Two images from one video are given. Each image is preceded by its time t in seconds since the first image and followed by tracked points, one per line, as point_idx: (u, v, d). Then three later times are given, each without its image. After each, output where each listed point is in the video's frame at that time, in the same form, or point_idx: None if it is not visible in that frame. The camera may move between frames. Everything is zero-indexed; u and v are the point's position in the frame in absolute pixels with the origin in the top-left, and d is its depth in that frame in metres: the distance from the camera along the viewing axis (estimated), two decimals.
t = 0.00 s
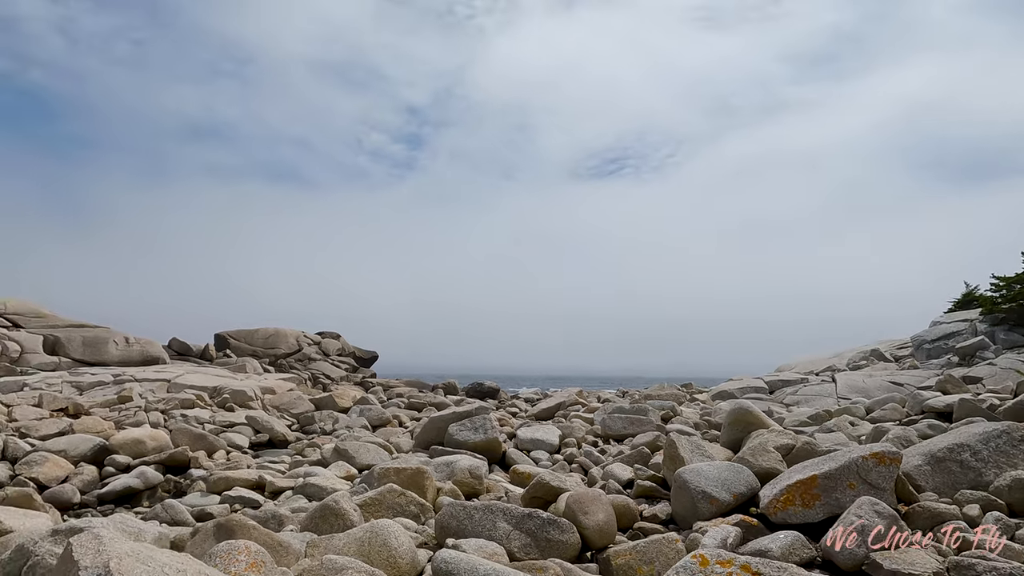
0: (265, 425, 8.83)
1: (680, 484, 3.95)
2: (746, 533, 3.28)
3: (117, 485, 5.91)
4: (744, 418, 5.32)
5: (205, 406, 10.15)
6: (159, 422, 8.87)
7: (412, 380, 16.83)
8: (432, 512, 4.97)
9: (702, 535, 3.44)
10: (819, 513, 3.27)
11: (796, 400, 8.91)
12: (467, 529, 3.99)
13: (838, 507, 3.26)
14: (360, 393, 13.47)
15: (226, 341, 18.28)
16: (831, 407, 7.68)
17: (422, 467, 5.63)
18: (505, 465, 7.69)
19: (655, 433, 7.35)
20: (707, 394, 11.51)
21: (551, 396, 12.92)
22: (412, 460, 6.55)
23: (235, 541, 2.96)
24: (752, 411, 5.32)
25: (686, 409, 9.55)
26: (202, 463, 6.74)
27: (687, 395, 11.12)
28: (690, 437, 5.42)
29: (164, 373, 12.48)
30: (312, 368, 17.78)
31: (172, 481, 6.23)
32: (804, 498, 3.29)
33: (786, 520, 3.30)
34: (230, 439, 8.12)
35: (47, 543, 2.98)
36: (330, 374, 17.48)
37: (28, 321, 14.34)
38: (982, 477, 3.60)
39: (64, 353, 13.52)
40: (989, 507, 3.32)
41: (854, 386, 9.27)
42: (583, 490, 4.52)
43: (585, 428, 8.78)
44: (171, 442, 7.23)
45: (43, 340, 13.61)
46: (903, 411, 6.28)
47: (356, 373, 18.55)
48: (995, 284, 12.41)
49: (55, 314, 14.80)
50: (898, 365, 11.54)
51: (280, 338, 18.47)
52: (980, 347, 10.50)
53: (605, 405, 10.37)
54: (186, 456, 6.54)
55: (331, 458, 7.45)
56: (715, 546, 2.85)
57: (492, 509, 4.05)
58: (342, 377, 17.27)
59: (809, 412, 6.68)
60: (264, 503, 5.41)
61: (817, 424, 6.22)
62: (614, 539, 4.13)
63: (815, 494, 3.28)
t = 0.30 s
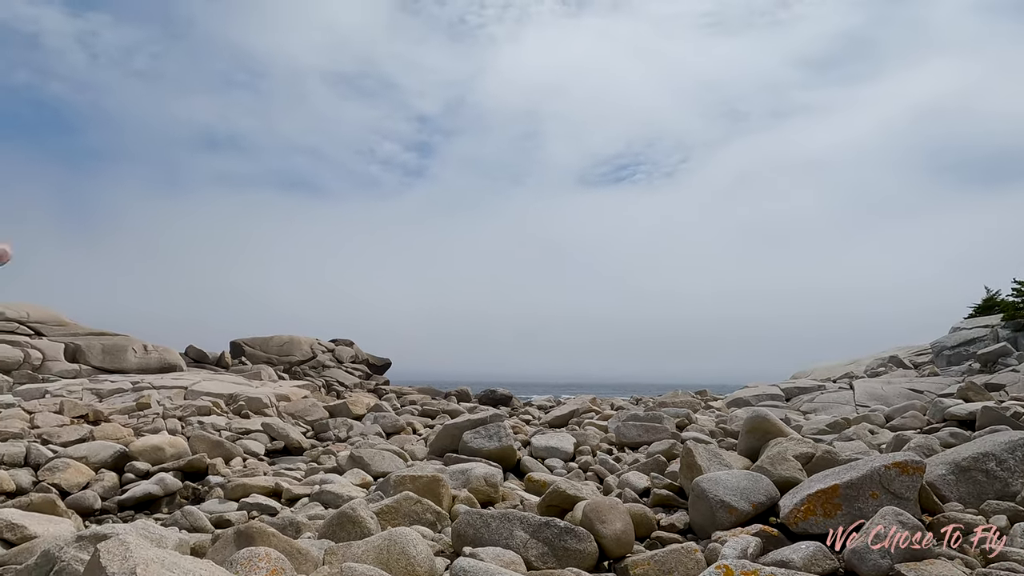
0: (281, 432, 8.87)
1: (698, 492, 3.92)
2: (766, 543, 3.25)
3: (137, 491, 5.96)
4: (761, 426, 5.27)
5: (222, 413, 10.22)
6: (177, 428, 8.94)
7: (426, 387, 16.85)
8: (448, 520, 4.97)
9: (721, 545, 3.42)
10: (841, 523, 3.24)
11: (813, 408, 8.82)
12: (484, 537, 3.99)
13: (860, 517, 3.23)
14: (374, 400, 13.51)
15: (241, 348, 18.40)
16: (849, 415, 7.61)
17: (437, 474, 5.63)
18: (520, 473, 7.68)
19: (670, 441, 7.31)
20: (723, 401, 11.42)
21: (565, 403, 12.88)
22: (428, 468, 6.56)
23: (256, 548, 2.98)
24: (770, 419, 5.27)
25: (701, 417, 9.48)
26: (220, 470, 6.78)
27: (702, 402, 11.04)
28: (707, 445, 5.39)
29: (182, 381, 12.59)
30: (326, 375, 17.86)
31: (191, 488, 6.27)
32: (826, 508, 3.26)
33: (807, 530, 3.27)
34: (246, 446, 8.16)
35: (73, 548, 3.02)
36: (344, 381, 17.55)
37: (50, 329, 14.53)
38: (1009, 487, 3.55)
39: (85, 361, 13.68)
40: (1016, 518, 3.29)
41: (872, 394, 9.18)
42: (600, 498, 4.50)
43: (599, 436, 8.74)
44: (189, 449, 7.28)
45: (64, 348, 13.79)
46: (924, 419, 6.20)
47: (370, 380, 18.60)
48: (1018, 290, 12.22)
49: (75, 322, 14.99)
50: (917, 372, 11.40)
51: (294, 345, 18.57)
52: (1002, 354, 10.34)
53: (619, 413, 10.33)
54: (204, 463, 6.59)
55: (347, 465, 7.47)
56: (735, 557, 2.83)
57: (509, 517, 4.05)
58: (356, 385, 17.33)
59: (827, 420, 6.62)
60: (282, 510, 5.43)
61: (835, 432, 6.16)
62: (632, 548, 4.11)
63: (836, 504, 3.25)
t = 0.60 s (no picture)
0: (289, 436, 8.87)
1: (707, 497, 3.89)
2: (777, 549, 3.22)
3: (147, 495, 5.96)
4: (771, 431, 5.22)
5: (231, 417, 10.24)
6: (187, 433, 8.96)
7: (434, 392, 16.84)
8: (456, 524, 4.95)
9: (732, 550, 3.38)
10: (852, 528, 3.20)
11: (823, 412, 8.75)
12: (492, 542, 3.97)
13: (872, 523, 3.19)
14: (383, 405, 13.51)
15: (250, 353, 18.46)
16: (861, 419, 7.54)
17: (445, 478, 5.61)
18: (528, 478, 7.66)
19: (679, 445, 7.27)
20: (732, 405, 11.35)
21: (573, 408, 12.84)
22: (436, 472, 6.54)
23: (264, 552, 2.96)
24: (779, 424, 5.23)
25: (710, 422, 9.42)
26: (229, 474, 6.79)
27: (711, 407, 10.98)
28: (716, 449, 5.34)
29: (191, 385, 12.63)
30: (334, 380, 17.88)
31: (200, 492, 6.27)
32: (837, 514, 3.22)
33: (818, 536, 3.23)
34: (254, 450, 8.17)
35: (83, 552, 3.02)
36: (351, 385, 17.56)
37: (62, 334, 14.62)
38: None
39: (96, 366, 13.75)
40: None
41: (884, 398, 9.09)
42: (609, 503, 4.47)
43: (607, 440, 8.70)
44: (198, 453, 7.28)
45: (76, 352, 13.88)
46: (937, 423, 6.13)
47: (377, 385, 18.61)
48: None
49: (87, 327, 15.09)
50: (930, 375, 11.29)
51: (302, 350, 18.61)
52: (1015, 357, 10.24)
53: (628, 417, 10.28)
54: (213, 466, 6.59)
55: (355, 469, 7.46)
56: (747, 564, 2.80)
57: (516, 522, 4.02)
58: (363, 389, 17.34)
59: (838, 424, 6.56)
60: (290, 514, 5.43)
61: (847, 436, 6.10)
62: (641, 554, 4.08)
63: (848, 509, 3.22)
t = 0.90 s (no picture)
0: (292, 439, 8.86)
1: (711, 500, 3.87)
2: (781, 553, 3.19)
3: (151, 498, 5.96)
4: (775, 433, 5.19)
5: (234, 420, 10.24)
6: (191, 436, 8.96)
7: (437, 394, 16.83)
8: (459, 527, 4.93)
9: (736, 553, 3.36)
10: (857, 531, 3.17)
11: (828, 414, 8.71)
12: (495, 545, 3.95)
13: (877, 525, 3.17)
14: (386, 407, 13.49)
15: (254, 356, 18.48)
16: (866, 422, 7.50)
17: (448, 481, 5.60)
18: (531, 480, 7.64)
19: (683, 448, 7.24)
20: (736, 407, 11.31)
21: (577, 410, 12.81)
22: (438, 475, 6.53)
23: (267, 555, 2.95)
24: (783, 426, 5.20)
25: (714, 424, 9.40)
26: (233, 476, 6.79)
27: (715, 409, 10.95)
28: (720, 452, 5.32)
29: (196, 388, 12.64)
30: (337, 382, 17.88)
31: (204, 495, 6.26)
32: (842, 516, 3.20)
33: (823, 539, 3.20)
34: (258, 453, 8.16)
35: (87, 554, 3.01)
36: (355, 388, 17.56)
37: (67, 337, 14.66)
38: None
39: (101, 368, 13.78)
40: None
41: (889, 400, 9.05)
42: (612, 506, 4.45)
43: (611, 442, 8.68)
44: (202, 456, 7.28)
45: (81, 355, 13.92)
46: (943, 425, 6.10)
47: (381, 387, 18.61)
48: None
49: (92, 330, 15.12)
50: (935, 378, 11.23)
51: (306, 353, 18.63)
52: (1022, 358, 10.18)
53: (632, 420, 10.25)
54: (217, 469, 6.59)
55: (358, 472, 7.45)
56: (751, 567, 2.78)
57: (519, 525, 4.01)
58: (367, 392, 17.34)
59: (843, 427, 6.52)
60: (293, 517, 5.42)
61: (851, 439, 6.07)
62: (644, 557, 4.06)
63: (853, 512, 3.20)
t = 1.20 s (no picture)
0: (294, 438, 8.86)
1: (713, 499, 3.86)
2: (783, 551, 3.19)
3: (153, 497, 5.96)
4: (777, 432, 5.18)
5: (236, 419, 10.24)
6: (193, 436, 8.96)
7: (439, 394, 16.83)
8: (460, 526, 4.92)
9: (738, 552, 3.36)
10: (860, 530, 3.17)
11: (830, 413, 8.69)
12: (497, 544, 3.95)
13: (880, 524, 3.16)
14: (388, 407, 13.49)
15: (255, 355, 18.49)
16: (868, 420, 7.49)
17: (450, 480, 5.59)
18: (533, 480, 7.64)
19: (684, 447, 7.24)
20: (738, 406, 11.29)
21: (579, 409, 12.81)
22: (440, 474, 6.53)
23: (268, 554, 2.94)
24: (785, 425, 5.18)
25: (716, 423, 9.39)
26: (235, 476, 6.79)
27: (717, 408, 10.94)
28: (722, 451, 5.31)
29: (197, 388, 12.65)
30: (339, 382, 17.89)
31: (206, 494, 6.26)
32: (844, 515, 3.19)
33: (825, 538, 3.20)
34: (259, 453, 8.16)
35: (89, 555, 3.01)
36: (357, 388, 17.57)
37: (69, 337, 14.67)
38: None
39: (103, 369, 13.80)
40: None
41: (891, 398, 9.04)
42: (614, 505, 4.45)
43: (612, 441, 8.68)
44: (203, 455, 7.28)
45: (84, 356, 13.93)
46: (946, 424, 6.09)
47: (382, 387, 18.60)
48: None
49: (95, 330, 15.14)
50: (938, 376, 11.21)
51: (308, 352, 18.64)
52: None
53: (633, 419, 10.24)
54: (218, 469, 6.60)
55: (360, 471, 7.45)
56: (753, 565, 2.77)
57: (521, 524, 4.00)
58: (369, 391, 17.35)
59: (845, 425, 6.51)
60: (295, 516, 5.42)
61: (853, 437, 6.06)
62: (646, 555, 4.05)
63: (855, 511, 3.19)
